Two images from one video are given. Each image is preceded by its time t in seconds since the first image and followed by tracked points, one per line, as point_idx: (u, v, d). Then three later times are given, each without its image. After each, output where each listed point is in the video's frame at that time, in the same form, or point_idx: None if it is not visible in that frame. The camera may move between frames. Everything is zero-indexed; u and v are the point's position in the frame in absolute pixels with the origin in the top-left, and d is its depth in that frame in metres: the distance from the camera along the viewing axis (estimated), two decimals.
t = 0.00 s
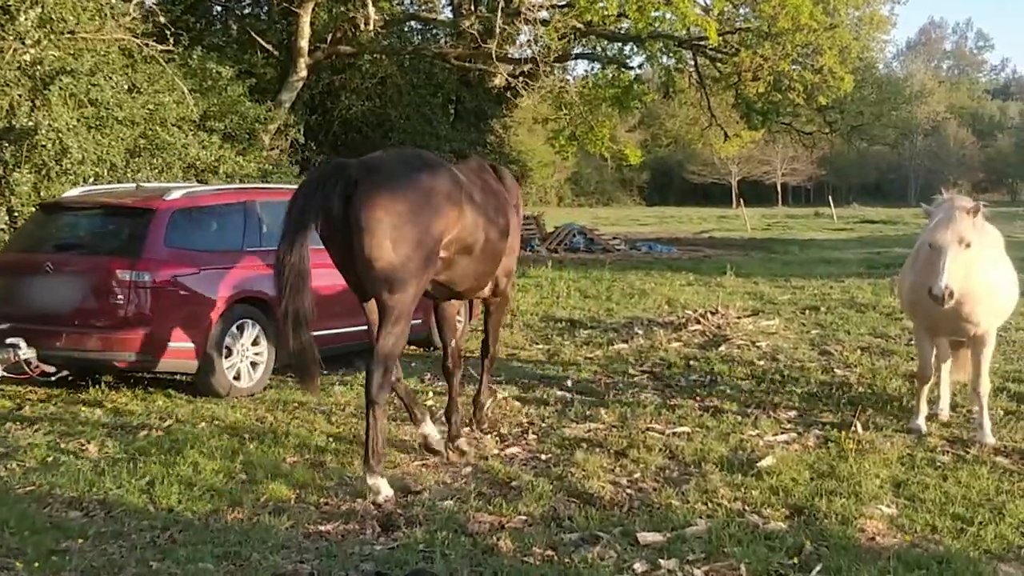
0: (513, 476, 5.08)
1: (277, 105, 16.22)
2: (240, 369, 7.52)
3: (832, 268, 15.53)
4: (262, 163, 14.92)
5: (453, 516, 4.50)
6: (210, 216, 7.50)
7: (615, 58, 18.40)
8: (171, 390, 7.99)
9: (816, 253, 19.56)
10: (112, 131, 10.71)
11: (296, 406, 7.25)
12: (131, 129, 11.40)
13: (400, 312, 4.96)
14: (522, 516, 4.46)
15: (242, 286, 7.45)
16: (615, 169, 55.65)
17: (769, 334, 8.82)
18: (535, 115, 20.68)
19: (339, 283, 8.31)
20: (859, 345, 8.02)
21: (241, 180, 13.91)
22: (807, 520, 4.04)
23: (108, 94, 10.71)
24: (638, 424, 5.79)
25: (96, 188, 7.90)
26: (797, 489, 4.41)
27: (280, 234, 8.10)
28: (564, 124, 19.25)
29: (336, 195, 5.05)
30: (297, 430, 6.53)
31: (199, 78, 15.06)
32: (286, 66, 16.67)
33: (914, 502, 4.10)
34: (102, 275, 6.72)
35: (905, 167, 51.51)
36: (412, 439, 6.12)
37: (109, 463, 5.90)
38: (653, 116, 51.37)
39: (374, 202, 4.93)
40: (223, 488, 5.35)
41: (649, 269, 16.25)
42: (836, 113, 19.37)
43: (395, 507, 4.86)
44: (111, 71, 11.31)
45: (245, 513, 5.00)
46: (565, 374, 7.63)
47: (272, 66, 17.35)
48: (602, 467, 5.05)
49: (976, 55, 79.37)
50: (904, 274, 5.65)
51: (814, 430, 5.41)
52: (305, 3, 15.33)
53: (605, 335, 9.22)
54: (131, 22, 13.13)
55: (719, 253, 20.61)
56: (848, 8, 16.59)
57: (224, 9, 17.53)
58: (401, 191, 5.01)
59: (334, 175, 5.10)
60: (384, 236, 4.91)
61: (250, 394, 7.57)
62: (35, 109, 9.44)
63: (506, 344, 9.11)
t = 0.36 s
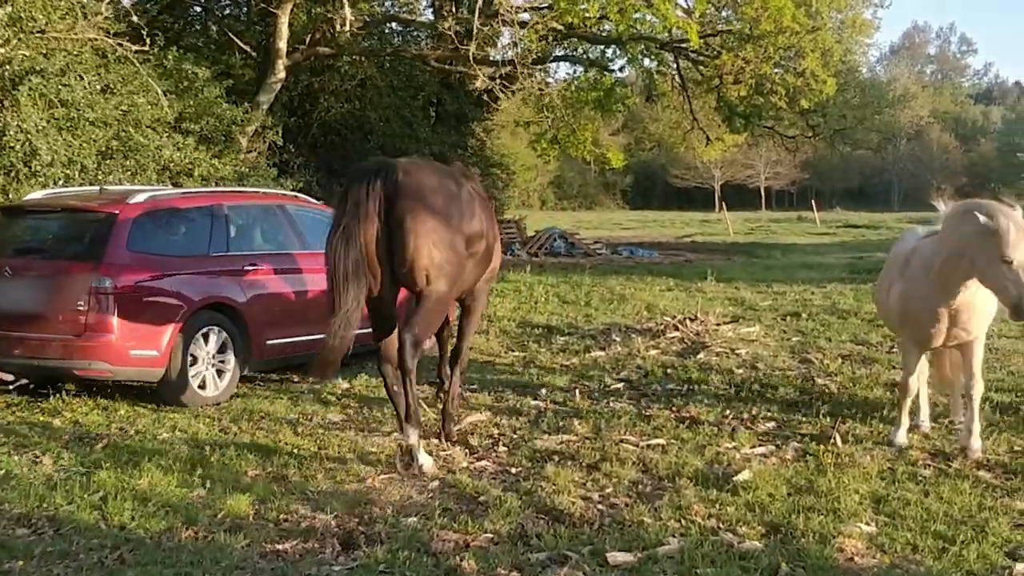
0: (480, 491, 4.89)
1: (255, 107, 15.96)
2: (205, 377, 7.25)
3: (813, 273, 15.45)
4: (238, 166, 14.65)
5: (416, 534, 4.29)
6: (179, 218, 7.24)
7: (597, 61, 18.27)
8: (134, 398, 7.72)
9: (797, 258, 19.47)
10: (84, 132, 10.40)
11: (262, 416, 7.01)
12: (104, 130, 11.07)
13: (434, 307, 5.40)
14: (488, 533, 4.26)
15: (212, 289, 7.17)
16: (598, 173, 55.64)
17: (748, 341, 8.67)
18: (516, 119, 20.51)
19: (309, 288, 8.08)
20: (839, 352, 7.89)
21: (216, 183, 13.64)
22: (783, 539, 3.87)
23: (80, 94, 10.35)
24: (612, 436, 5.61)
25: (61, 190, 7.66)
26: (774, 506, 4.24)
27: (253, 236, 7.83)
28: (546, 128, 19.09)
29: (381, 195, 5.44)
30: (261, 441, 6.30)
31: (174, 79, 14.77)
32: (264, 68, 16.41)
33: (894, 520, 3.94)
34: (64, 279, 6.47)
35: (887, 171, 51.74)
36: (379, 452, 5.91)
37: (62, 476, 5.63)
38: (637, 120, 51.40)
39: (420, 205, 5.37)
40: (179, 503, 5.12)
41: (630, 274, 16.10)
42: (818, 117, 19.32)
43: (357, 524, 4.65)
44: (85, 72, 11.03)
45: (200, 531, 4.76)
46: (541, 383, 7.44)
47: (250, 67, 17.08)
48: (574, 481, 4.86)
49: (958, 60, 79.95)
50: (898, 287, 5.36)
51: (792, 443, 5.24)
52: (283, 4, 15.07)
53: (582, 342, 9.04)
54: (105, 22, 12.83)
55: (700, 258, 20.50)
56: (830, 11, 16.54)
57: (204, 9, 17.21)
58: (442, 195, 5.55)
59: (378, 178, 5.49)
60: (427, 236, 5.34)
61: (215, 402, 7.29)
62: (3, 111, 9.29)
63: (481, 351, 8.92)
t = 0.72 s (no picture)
0: (434, 503, 4.70)
1: (209, 105, 15.56)
2: (150, 383, 6.87)
3: (771, 278, 15.53)
4: (190, 165, 14.26)
5: (365, 550, 4.09)
6: (123, 218, 6.89)
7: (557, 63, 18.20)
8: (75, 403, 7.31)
9: (754, 263, 19.59)
10: (30, 128, 10.34)
11: (208, 423, 6.73)
12: (52, 128, 10.85)
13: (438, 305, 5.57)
14: (441, 549, 4.08)
15: (157, 292, 6.83)
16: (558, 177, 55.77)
17: (707, 347, 8.61)
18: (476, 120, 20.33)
19: (261, 291, 7.76)
20: (798, 359, 7.86)
21: (167, 182, 13.25)
22: (745, 554, 3.75)
23: (25, 90, 10.34)
24: (569, 445, 5.46)
25: None
26: (735, 518, 4.13)
27: (200, 236, 7.50)
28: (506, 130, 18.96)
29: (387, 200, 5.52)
30: (206, 449, 6.04)
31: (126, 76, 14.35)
32: (219, 65, 16.03)
33: (858, 534, 3.85)
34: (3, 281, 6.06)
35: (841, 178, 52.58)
36: (329, 462, 5.69)
37: None
38: (596, 124, 51.62)
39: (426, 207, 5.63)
40: (118, 516, 4.82)
41: (590, 278, 16.03)
42: (776, 124, 19.45)
43: (306, 540, 4.43)
44: (33, 68, 10.88)
45: (142, 546, 4.43)
46: (497, 390, 7.27)
47: (204, 64, 16.66)
48: (530, 493, 4.70)
49: (910, 69, 81.75)
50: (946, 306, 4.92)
51: (753, 452, 5.15)
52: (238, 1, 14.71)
53: (540, 348, 8.89)
54: (52, 15, 12.38)
55: (658, 262, 20.54)
56: (789, 18, 16.67)
57: (157, 7, 16.71)
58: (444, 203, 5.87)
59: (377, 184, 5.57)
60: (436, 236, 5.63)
61: (161, 410, 6.92)
62: None
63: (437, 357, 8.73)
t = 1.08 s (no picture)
0: (409, 510, 4.53)
1: (173, 98, 15.17)
2: (112, 384, 6.55)
3: (741, 275, 15.54)
4: (154, 160, 13.88)
5: (339, 561, 3.88)
6: (84, 214, 6.59)
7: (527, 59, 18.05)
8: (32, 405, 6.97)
9: (723, 260, 19.62)
10: None
11: (172, 425, 6.47)
12: (9, 121, 10.78)
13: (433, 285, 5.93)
14: (417, 560, 3.90)
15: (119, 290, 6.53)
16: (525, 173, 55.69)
17: (682, 345, 8.53)
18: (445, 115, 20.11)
19: (228, 290, 7.46)
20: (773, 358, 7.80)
21: (130, 177, 12.85)
22: (734, 564, 3.63)
23: None
24: (547, 448, 5.31)
25: None
26: (722, 525, 4.01)
27: (164, 233, 7.20)
28: (474, 126, 18.77)
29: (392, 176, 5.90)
30: (168, 453, 5.77)
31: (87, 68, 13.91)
32: (183, 58, 15.63)
33: (848, 541, 3.76)
34: None
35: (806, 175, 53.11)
36: (299, 465, 5.43)
37: None
38: (563, 121, 51.58)
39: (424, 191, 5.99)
40: (77, 527, 4.53)
41: (561, 275, 15.91)
42: (745, 120, 19.49)
43: (277, 551, 4.23)
44: None
45: (102, 559, 4.16)
46: (471, 390, 7.10)
47: (168, 58, 16.23)
48: (508, 499, 4.54)
49: (873, 67, 82.83)
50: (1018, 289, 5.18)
51: (735, 455, 5.04)
52: None
53: (513, 347, 8.74)
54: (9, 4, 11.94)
55: (628, 259, 20.51)
56: (759, 14, 16.71)
57: None
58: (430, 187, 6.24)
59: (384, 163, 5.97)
60: (428, 221, 5.94)
61: (122, 413, 6.61)
62: None
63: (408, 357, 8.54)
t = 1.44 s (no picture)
0: (388, 521, 4.35)
1: (138, 91, 14.76)
2: (77, 388, 6.35)
3: (716, 269, 15.52)
4: (119, 154, 13.49)
5: None
6: (48, 212, 6.30)
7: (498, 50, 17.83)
8: None
9: (697, 253, 19.60)
10: None
11: (138, 430, 6.22)
12: None
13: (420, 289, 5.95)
14: None
15: (83, 291, 6.23)
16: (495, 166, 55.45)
17: (661, 342, 8.42)
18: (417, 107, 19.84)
19: (200, 290, 7.21)
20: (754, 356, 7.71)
21: (94, 172, 12.47)
22: None
23: None
24: (531, 453, 5.16)
25: None
26: (715, 535, 3.88)
27: (130, 230, 6.90)
28: (445, 118, 18.56)
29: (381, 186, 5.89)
30: (134, 460, 5.50)
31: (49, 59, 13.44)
32: (149, 49, 15.22)
33: (845, 550, 3.66)
34: None
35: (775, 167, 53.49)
36: (272, 473, 5.17)
37: None
38: (533, 113, 51.37)
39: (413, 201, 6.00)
40: (38, 539, 4.23)
41: (535, 270, 15.77)
42: (718, 113, 19.48)
43: (251, 566, 4.02)
44: None
45: None
46: (448, 391, 6.92)
47: (133, 49, 15.80)
48: (492, 508, 4.38)
49: (840, 59, 83.54)
50: None
51: (722, 458, 4.92)
52: None
53: (490, 345, 8.58)
54: None
55: (601, 252, 20.41)
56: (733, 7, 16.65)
57: None
58: (427, 190, 6.26)
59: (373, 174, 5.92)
60: (417, 224, 5.97)
61: (87, 418, 6.39)
62: None
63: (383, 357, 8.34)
